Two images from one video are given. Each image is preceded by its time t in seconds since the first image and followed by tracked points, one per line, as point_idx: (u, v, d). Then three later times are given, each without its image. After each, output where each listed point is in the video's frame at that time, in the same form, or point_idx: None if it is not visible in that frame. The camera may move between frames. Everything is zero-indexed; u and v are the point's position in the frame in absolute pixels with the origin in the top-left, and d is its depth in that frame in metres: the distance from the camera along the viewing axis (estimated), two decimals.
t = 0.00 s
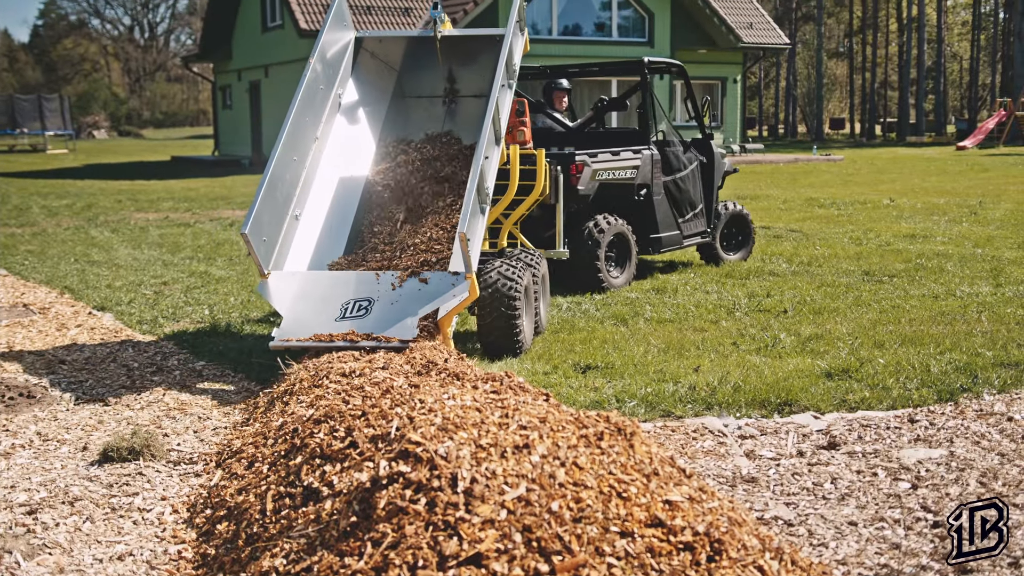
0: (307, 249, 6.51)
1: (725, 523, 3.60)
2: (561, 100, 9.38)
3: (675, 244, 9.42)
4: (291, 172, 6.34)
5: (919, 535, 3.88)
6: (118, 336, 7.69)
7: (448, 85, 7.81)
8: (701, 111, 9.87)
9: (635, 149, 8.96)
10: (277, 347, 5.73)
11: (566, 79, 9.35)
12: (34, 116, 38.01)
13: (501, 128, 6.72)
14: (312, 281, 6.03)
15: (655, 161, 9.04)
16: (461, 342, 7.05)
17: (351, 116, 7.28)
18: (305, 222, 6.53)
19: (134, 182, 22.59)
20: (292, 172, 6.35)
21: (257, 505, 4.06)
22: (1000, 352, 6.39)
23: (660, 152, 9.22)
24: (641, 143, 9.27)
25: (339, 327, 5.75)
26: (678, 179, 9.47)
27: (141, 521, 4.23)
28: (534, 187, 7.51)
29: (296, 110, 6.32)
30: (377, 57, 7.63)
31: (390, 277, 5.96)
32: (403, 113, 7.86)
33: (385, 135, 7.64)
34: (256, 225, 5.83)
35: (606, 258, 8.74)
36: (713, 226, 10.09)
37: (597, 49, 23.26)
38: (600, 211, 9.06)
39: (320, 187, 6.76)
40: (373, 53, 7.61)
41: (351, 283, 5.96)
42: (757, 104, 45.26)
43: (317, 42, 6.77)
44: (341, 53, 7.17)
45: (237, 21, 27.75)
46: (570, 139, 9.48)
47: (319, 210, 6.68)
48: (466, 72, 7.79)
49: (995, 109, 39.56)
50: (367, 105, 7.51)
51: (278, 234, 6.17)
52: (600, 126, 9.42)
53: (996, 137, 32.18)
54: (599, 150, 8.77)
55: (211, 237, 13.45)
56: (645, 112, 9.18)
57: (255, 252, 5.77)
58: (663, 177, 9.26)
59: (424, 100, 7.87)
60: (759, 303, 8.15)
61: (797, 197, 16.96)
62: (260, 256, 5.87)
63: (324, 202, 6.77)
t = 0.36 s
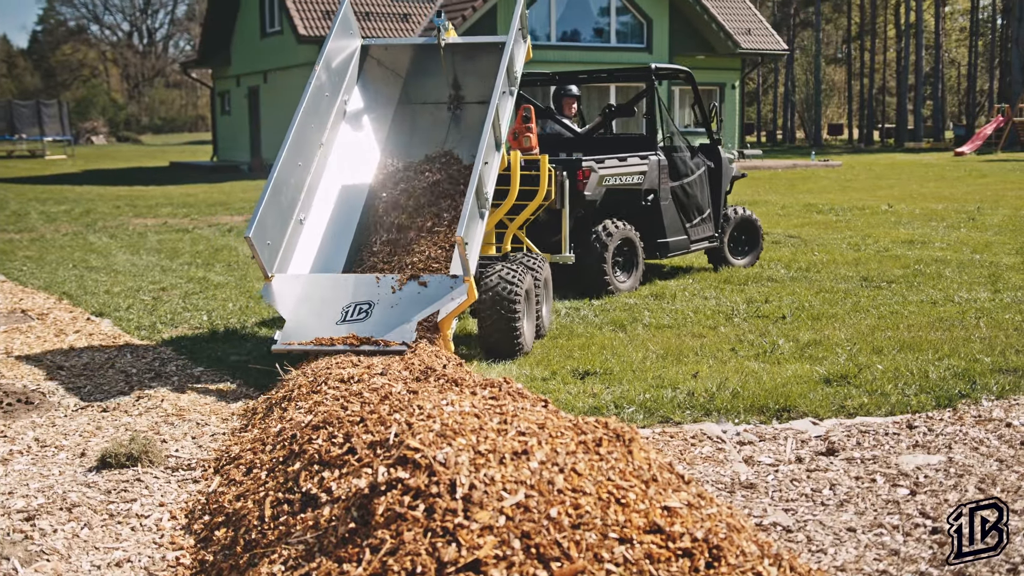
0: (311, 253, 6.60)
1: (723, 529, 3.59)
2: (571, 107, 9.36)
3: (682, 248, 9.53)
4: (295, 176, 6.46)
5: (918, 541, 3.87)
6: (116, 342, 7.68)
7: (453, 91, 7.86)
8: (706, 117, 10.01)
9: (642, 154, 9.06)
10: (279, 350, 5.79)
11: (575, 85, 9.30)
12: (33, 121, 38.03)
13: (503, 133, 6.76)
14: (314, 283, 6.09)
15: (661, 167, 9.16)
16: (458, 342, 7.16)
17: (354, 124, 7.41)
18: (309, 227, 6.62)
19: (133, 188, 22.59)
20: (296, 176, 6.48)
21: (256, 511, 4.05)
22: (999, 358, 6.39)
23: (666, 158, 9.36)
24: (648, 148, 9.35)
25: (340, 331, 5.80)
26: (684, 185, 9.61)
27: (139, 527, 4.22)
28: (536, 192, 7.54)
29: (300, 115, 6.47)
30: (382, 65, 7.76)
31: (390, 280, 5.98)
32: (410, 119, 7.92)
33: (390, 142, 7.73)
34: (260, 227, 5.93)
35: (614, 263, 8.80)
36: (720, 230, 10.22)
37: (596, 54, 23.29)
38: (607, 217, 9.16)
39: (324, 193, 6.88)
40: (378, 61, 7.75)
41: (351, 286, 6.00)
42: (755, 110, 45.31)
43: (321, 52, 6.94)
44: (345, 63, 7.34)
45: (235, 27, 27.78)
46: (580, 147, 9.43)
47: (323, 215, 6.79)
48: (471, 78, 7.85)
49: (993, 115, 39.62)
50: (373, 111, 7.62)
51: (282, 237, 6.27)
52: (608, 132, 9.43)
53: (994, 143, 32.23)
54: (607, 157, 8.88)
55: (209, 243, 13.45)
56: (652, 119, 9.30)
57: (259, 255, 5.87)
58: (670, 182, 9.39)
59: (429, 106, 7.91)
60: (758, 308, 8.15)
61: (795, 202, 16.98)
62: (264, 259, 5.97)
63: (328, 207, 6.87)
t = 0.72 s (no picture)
0: (315, 256, 6.79)
1: (717, 537, 3.58)
2: (581, 115, 9.60)
3: (688, 254, 9.66)
4: (299, 183, 6.66)
5: (912, 549, 3.88)
6: (109, 350, 7.66)
7: (458, 101, 8.05)
8: (714, 125, 10.15)
9: (649, 161, 9.19)
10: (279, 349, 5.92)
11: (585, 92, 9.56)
12: (27, 128, 37.96)
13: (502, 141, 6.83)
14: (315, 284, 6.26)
15: (668, 174, 9.29)
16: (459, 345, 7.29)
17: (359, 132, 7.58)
18: (313, 231, 6.81)
19: (127, 195, 22.56)
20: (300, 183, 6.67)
21: (249, 519, 4.04)
22: (992, 366, 6.40)
23: (673, 164, 9.48)
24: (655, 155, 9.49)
25: (339, 331, 5.96)
26: (692, 191, 9.74)
27: (132, 535, 4.20)
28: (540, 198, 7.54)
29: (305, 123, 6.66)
30: (389, 73, 7.94)
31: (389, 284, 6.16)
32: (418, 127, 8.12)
33: (396, 149, 7.93)
34: (262, 232, 6.13)
35: (620, 268, 8.91)
36: (727, 236, 10.33)
37: (590, 62, 23.34)
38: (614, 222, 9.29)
39: (328, 198, 7.08)
40: (385, 70, 7.92)
41: (351, 289, 6.17)
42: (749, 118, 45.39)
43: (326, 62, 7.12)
44: (352, 72, 7.52)
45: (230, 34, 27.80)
46: (589, 154, 9.65)
47: (327, 219, 6.97)
48: (475, 88, 8.02)
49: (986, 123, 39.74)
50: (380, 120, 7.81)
51: (286, 241, 6.47)
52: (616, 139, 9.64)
53: (987, 151, 32.34)
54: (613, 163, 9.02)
55: (203, 250, 13.43)
56: (659, 126, 9.44)
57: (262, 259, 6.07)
58: (677, 189, 9.53)
59: (435, 115, 8.12)
60: (752, 316, 8.16)
61: (788, 210, 17.01)
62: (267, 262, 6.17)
63: (332, 212, 7.06)
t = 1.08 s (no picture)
0: (318, 262, 6.92)
1: (709, 547, 3.58)
2: (590, 124, 9.68)
3: (695, 261, 9.77)
4: (302, 191, 6.77)
5: (903, 559, 3.88)
6: (99, 358, 7.63)
7: (461, 111, 8.11)
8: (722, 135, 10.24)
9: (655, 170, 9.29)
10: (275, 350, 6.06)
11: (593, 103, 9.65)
12: (18, 136, 37.88)
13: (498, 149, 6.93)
14: (314, 289, 6.43)
15: (674, 182, 9.39)
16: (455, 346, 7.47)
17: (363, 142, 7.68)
18: (316, 237, 6.94)
19: (118, 203, 22.50)
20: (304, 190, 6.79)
21: (239, 529, 4.02)
22: (983, 375, 6.42)
23: (679, 173, 9.57)
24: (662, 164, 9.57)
25: (334, 332, 6.12)
26: (699, 200, 9.83)
27: (122, 545, 4.18)
28: (540, 206, 7.63)
29: (309, 133, 6.76)
30: (393, 84, 8.04)
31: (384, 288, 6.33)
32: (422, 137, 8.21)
33: (399, 159, 8.02)
34: (263, 241, 6.26)
35: (624, 274, 9.03)
36: (735, 244, 10.43)
37: (582, 72, 23.41)
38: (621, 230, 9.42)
39: (332, 205, 7.18)
40: (390, 81, 8.02)
41: (347, 293, 6.34)
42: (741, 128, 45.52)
43: (333, 71, 7.20)
44: (358, 82, 7.60)
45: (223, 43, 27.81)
46: (597, 163, 9.67)
47: (330, 225, 7.09)
48: (478, 98, 8.09)
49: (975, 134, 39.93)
50: (384, 132, 7.90)
51: (288, 247, 6.60)
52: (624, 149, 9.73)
53: (977, 161, 32.49)
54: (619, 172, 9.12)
55: (194, 258, 13.40)
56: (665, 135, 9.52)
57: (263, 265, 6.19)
58: (683, 198, 9.62)
59: (439, 124, 8.19)
60: (744, 326, 8.18)
61: (779, 220, 17.06)
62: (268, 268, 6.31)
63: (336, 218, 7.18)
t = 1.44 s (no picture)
0: (321, 264, 7.21)
1: (698, 555, 3.58)
2: (601, 133, 9.99)
3: (703, 267, 9.92)
4: (308, 196, 7.08)
5: (890, 567, 3.89)
6: (88, 365, 7.60)
7: (469, 119, 8.55)
8: (732, 142, 10.31)
9: (663, 178, 9.48)
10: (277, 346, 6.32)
11: (605, 112, 9.96)
12: (6, 142, 37.71)
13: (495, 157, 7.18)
14: (317, 290, 6.70)
15: (682, 190, 9.53)
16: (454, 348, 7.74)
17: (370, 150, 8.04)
18: (320, 241, 7.22)
19: (108, 209, 22.42)
20: (309, 195, 7.09)
21: (227, 537, 4.00)
22: (971, 384, 6.44)
23: (687, 181, 9.70)
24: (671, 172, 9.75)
25: (333, 331, 6.38)
26: (707, 207, 9.96)
27: (109, 553, 4.16)
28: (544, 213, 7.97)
29: (316, 140, 7.09)
30: (404, 93, 8.48)
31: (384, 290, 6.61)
32: (432, 143, 8.62)
33: (408, 165, 8.45)
34: (270, 241, 6.54)
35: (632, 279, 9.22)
36: (745, 251, 10.54)
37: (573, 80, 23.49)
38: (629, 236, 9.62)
39: (336, 210, 7.49)
40: (401, 90, 8.45)
41: (348, 294, 6.61)
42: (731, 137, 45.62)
43: (340, 83, 7.56)
44: (366, 94, 7.97)
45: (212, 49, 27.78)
46: (607, 170, 9.86)
47: (333, 229, 7.39)
48: (484, 107, 8.54)
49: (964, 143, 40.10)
50: (394, 139, 8.32)
51: (293, 249, 6.87)
52: (634, 157, 9.88)
53: (966, 170, 32.64)
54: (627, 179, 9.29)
55: (183, 265, 13.36)
56: (674, 144, 9.66)
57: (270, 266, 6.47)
58: (691, 205, 9.75)
59: (448, 132, 8.61)
60: (733, 333, 8.21)
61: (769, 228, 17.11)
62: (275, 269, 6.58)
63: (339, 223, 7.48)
